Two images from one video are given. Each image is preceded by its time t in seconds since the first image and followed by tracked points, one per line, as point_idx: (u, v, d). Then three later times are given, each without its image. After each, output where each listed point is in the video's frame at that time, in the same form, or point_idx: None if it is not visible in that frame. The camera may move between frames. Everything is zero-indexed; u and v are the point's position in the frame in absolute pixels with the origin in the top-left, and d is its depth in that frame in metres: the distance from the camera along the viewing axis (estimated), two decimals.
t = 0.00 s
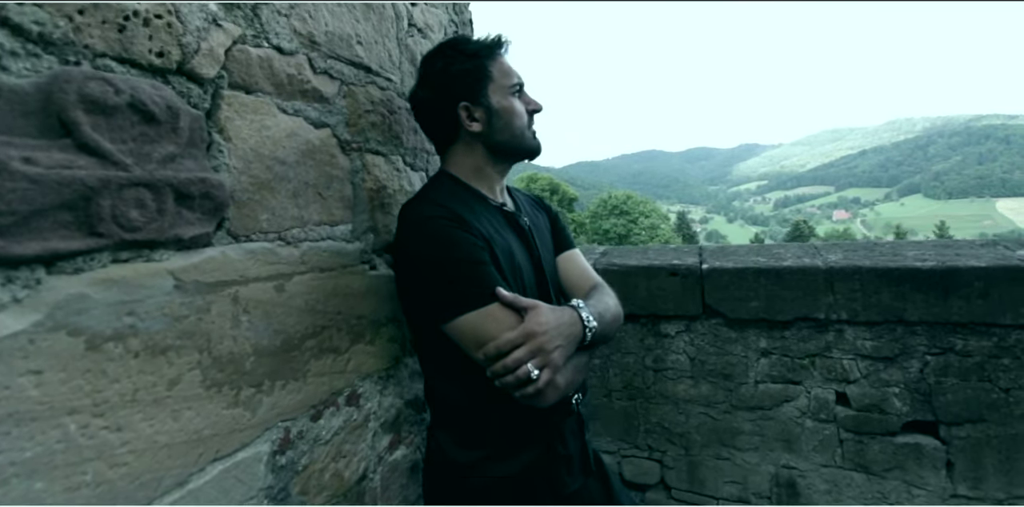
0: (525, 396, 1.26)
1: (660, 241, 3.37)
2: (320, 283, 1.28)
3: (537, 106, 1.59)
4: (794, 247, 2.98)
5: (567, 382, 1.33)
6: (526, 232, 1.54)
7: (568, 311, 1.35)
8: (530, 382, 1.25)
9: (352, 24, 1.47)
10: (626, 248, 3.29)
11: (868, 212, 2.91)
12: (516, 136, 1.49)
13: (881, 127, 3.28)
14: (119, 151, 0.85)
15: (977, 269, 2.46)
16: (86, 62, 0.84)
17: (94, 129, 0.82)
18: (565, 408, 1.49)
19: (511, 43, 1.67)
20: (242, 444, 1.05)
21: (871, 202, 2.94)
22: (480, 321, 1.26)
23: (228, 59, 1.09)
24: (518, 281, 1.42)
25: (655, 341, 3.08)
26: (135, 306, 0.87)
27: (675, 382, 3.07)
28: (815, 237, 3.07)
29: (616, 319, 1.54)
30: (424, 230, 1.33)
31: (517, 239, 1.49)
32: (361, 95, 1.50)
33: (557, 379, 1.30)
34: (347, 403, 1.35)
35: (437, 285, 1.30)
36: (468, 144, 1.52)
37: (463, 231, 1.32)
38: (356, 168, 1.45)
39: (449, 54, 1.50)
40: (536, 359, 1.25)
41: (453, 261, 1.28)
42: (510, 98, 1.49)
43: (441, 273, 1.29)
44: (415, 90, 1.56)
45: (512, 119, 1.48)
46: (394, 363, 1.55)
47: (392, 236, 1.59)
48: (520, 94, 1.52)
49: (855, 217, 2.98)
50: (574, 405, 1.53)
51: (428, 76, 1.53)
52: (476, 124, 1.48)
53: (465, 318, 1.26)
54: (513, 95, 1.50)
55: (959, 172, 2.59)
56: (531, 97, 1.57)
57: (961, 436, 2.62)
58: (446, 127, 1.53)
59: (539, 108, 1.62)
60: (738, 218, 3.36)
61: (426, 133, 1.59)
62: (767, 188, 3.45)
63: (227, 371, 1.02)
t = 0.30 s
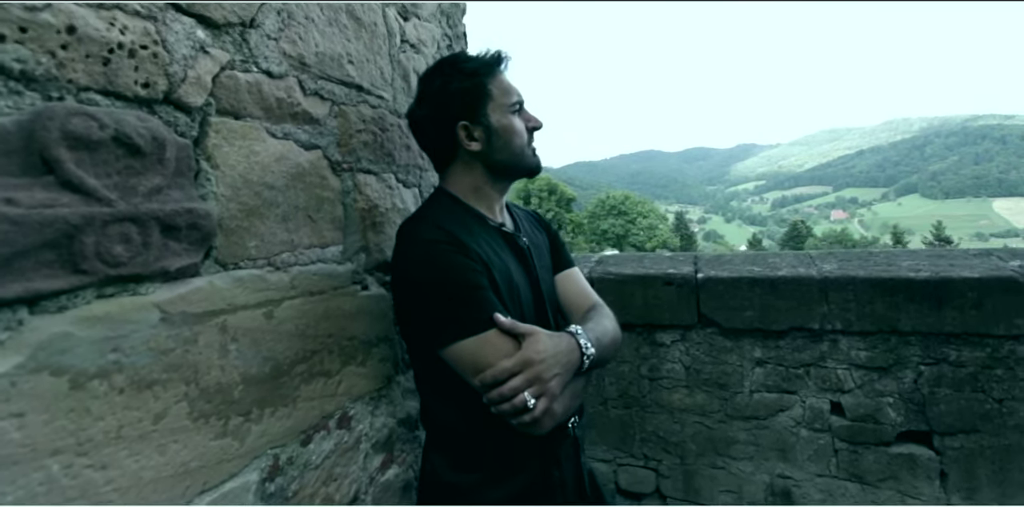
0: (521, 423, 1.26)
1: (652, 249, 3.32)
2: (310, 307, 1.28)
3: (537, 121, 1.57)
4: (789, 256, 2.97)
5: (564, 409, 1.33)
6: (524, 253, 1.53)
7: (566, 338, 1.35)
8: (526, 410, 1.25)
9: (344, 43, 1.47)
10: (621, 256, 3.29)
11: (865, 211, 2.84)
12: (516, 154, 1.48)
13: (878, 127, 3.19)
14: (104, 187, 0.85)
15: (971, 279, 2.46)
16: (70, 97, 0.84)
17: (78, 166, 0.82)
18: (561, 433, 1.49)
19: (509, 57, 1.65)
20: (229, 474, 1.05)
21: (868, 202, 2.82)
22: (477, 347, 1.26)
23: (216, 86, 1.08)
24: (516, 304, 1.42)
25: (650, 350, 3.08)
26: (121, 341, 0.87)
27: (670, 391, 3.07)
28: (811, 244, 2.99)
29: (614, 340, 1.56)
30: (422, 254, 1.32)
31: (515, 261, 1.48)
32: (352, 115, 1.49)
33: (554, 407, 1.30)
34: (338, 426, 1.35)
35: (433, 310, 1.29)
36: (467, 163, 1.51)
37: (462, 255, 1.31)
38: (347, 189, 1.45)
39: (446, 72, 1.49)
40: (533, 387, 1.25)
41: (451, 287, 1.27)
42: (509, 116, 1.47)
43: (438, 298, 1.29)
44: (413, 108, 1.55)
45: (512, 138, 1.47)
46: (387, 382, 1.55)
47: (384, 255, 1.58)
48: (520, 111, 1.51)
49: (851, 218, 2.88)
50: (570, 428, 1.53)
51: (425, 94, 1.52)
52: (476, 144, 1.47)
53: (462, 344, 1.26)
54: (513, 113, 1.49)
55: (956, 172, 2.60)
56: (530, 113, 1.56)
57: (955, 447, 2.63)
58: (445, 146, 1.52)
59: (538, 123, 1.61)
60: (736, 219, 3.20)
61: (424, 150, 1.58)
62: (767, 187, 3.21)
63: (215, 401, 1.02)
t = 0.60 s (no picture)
0: (511, 445, 1.27)
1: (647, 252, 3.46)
2: (301, 329, 1.27)
3: (525, 135, 1.56)
4: (785, 265, 2.98)
5: (554, 430, 1.34)
6: (516, 271, 1.53)
7: (557, 359, 1.35)
8: (516, 432, 1.26)
9: (335, 61, 1.46)
10: (618, 264, 3.29)
11: (861, 211, 3.02)
12: (503, 170, 1.48)
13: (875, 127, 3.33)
14: (90, 219, 0.84)
15: (966, 290, 2.46)
16: (56, 129, 0.83)
17: (64, 199, 0.81)
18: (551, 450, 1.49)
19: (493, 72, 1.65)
20: (218, 501, 1.05)
21: (866, 201, 2.99)
22: (468, 370, 1.26)
23: (205, 111, 1.08)
24: (507, 323, 1.42)
25: (646, 358, 3.09)
26: (108, 374, 0.87)
27: (666, 399, 3.08)
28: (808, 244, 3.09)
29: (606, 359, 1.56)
30: (413, 276, 1.32)
31: (506, 280, 1.49)
32: (344, 133, 1.48)
33: (544, 428, 1.30)
34: (330, 447, 1.35)
35: (424, 332, 1.29)
36: (455, 182, 1.51)
37: (453, 277, 1.31)
38: (339, 208, 1.44)
39: (429, 93, 1.49)
40: (523, 410, 1.26)
41: (442, 309, 1.27)
42: (494, 132, 1.47)
43: (429, 320, 1.28)
44: (399, 132, 1.56)
45: (498, 154, 1.46)
46: (380, 400, 1.55)
47: (377, 272, 1.58)
48: (505, 126, 1.50)
49: (848, 216, 3.09)
50: (562, 446, 1.54)
51: (410, 116, 1.52)
52: (462, 162, 1.47)
53: (452, 366, 1.26)
54: (498, 129, 1.48)
55: (953, 172, 2.65)
56: (518, 127, 1.55)
57: (949, 456, 2.63)
58: (433, 167, 1.52)
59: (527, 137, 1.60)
60: (733, 218, 3.57)
61: (414, 171, 1.58)
62: (762, 188, 3.70)
63: (204, 429, 1.02)
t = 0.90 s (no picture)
0: (499, 467, 1.27)
1: (646, 251, 3.77)
2: (294, 352, 1.27)
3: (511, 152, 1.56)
4: (780, 274, 2.98)
5: (543, 451, 1.34)
6: (507, 291, 1.53)
7: (545, 380, 1.35)
8: (504, 454, 1.26)
9: (328, 81, 1.46)
10: (615, 272, 3.29)
11: (859, 211, 3.43)
12: (490, 189, 1.47)
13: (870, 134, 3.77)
14: (77, 255, 0.84)
15: (960, 302, 2.47)
16: (44, 165, 0.83)
17: (51, 237, 0.81)
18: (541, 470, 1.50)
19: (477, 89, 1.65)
20: None
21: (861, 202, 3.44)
22: (456, 392, 1.25)
23: (195, 139, 1.08)
24: (496, 344, 1.42)
25: (642, 367, 3.09)
26: (96, 410, 0.86)
27: (662, 408, 3.08)
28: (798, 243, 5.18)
29: (595, 378, 1.58)
30: (403, 297, 1.32)
31: (497, 300, 1.49)
32: (337, 153, 1.48)
33: (533, 450, 1.30)
34: (322, 469, 1.35)
35: (413, 354, 1.29)
36: (443, 203, 1.51)
37: (442, 299, 1.31)
38: (332, 229, 1.44)
39: (413, 116, 1.49)
40: (511, 432, 1.26)
41: (431, 331, 1.27)
42: (479, 152, 1.47)
43: (419, 342, 1.28)
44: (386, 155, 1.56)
45: (483, 174, 1.46)
46: (373, 419, 1.54)
47: (371, 291, 1.58)
48: (489, 145, 1.50)
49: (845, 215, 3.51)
50: (552, 465, 1.54)
51: (395, 140, 1.52)
52: (448, 184, 1.47)
53: (441, 388, 1.26)
54: (482, 149, 1.48)
55: (951, 173, 2.90)
56: (504, 145, 1.55)
57: (944, 467, 2.64)
58: (421, 189, 1.52)
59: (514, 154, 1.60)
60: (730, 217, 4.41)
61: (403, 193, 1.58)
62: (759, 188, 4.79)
63: (195, 459, 1.02)
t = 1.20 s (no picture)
0: (489, 486, 1.27)
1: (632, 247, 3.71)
2: (288, 373, 1.27)
3: (500, 169, 1.57)
4: (777, 281, 2.98)
5: (532, 470, 1.34)
6: (498, 308, 1.53)
7: (534, 399, 1.35)
8: (494, 474, 1.26)
9: (324, 99, 1.45)
10: (613, 279, 3.29)
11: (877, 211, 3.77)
12: (479, 208, 1.48)
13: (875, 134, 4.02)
14: (70, 287, 0.84)
15: (956, 311, 2.48)
16: (36, 198, 0.83)
17: (41, 270, 0.81)
18: (533, 487, 1.50)
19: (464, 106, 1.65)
20: None
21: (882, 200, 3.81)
22: (446, 412, 1.25)
23: (190, 164, 1.08)
24: (486, 362, 1.42)
25: (639, 375, 3.09)
26: (90, 440, 0.87)
27: (659, 416, 3.08)
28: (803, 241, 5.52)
29: (586, 394, 1.58)
30: (393, 318, 1.32)
31: (487, 317, 1.49)
32: (332, 171, 1.48)
33: (522, 469, 1.31)
34: (318, 489, 1.36)
35: (404, 374, 1.29)
36: (432, 223, 1.51)
37: (433, 318, 1.31)
38: (328, 248, 1.44)
39: (399, 137, 1.49)
40: (500, 451, 1.26)
41: (421, 352, 1.27)
42: (467, 171, 1.48)
43: (408, 362, 1.28)
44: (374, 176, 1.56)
45: (472, 193, 1.47)
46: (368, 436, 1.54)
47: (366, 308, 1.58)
48: (477, 163, 1.51)
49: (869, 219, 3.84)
50: (543, 482, 1.55)
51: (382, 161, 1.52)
52: (437, 204, 1.48)
53: (431, 409, 1.26)
54: (470, 168, 1.49)
55: (949, 172, 3.13)
56: (492, 163, 1.56)
57: (940, 476, 2.65)
58: (409, 209, 1.52)
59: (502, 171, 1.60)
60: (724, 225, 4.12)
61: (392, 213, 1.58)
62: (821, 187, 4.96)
63: (188, 485, 1.02)
